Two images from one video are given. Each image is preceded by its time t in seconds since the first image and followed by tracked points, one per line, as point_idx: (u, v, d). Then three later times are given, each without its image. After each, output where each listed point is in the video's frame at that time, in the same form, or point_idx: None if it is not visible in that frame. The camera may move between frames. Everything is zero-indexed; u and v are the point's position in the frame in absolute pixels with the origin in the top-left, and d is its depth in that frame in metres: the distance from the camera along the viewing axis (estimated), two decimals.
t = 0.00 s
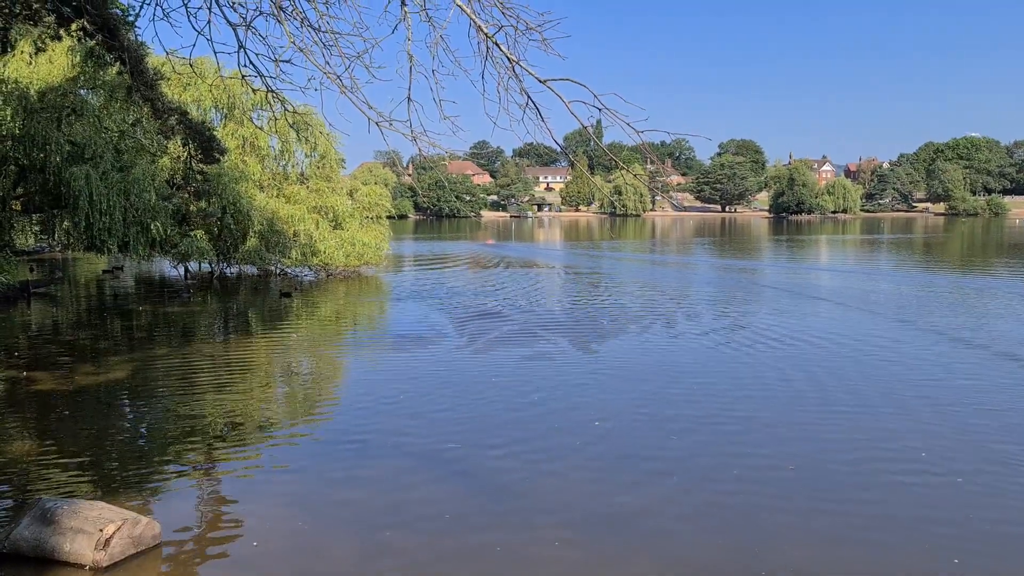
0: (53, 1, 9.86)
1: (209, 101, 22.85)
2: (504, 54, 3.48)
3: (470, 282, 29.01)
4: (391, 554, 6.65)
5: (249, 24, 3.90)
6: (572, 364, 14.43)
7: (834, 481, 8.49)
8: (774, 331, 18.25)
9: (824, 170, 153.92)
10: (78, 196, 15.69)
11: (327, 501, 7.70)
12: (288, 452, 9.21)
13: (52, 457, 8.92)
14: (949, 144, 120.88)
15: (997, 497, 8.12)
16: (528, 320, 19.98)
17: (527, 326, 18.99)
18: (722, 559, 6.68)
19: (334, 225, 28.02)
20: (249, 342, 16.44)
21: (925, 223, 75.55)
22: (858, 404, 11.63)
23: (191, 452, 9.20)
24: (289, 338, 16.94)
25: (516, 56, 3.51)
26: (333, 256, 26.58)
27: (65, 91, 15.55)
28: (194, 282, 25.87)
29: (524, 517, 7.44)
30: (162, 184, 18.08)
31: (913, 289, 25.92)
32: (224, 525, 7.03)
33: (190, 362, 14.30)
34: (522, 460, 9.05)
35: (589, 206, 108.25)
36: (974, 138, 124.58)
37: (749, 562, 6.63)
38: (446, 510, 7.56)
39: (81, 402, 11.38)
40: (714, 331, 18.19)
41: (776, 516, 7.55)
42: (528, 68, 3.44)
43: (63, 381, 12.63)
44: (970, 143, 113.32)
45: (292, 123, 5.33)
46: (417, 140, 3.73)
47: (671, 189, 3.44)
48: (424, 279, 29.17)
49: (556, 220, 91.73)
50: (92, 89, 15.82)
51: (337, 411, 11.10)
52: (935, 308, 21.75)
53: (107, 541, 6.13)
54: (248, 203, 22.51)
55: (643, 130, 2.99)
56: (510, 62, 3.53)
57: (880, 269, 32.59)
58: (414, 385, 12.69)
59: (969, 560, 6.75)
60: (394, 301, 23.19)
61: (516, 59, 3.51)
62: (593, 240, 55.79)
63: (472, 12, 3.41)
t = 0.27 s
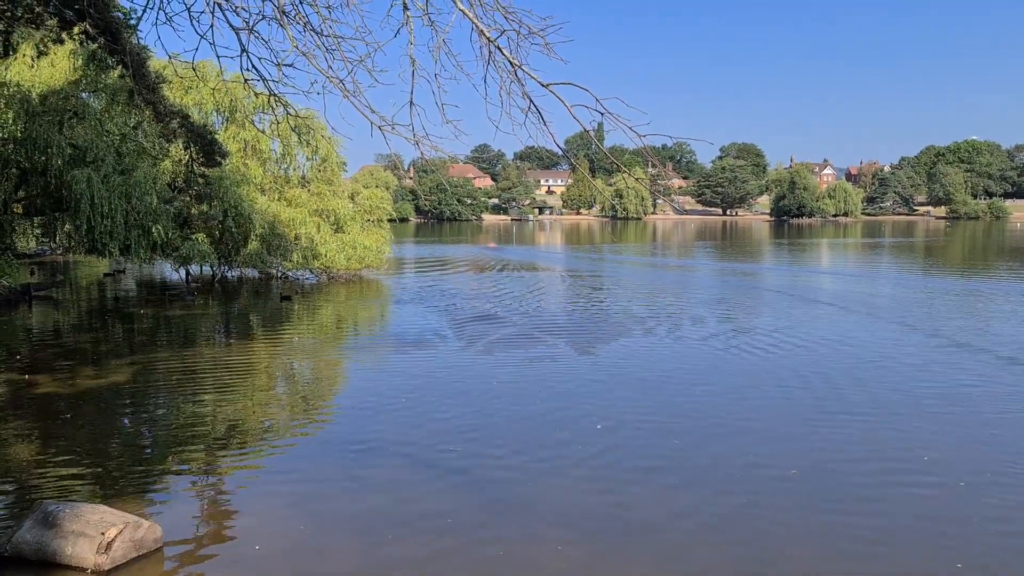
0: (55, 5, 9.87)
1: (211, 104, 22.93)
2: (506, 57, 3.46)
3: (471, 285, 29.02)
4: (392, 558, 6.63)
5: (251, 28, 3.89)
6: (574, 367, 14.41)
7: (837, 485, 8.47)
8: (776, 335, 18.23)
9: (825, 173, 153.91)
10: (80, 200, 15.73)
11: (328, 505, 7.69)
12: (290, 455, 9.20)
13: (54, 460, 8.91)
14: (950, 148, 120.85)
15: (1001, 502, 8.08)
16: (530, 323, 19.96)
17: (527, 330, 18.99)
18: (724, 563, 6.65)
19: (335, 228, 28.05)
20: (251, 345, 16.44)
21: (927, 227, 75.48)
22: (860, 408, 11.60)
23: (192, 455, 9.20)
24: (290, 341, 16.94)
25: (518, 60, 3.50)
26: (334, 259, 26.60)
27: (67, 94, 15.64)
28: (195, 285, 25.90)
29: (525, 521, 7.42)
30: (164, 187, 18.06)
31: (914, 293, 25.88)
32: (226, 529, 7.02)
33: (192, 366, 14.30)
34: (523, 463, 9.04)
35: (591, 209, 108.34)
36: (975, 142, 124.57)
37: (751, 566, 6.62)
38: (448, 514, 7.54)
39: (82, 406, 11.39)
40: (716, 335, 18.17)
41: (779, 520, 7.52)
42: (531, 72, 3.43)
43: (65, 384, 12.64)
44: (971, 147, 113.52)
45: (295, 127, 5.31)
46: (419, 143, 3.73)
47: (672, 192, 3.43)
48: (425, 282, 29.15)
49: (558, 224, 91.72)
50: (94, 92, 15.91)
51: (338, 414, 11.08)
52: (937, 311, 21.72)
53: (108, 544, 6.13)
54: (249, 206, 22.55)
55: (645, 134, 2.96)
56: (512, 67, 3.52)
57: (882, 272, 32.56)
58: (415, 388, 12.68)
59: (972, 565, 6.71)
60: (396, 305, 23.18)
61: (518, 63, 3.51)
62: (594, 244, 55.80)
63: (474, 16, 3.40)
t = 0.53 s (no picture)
0: (59, 6, 9.88)
1: (214, 105, 22.95)
2: (509, 58, 3.48)
3: (473, 287, 29.01)
4: (395, 558, 6.64)
5: (256, 29, 3.91)
6: (576, 369, 14.42)
7: (839, 487, 8.46)
8: (778, 336, 18.23)
9: (826, 175, 153.70)
10: (82, 201, 15.76)
11: (331, 506, 7.70)
12: (292, 456, 9.21)
13: (56, 461, 8.92)
14: (952, 150, 120.76)
15: (1005, 505, 8.06)
16: (531, 324, 19.97)
17: (529, 331, 18.98)
18: (727, 565, 6.64)
19: (337, 230, 28.09)
20: (252, 346, 16.47)
21: (928, 229, 75.40)
22: (863, 411, 11.57)
23: (195, 456, 9.21)
24: (292, 342, 16.97)
25: (521, 62, 3.52)
26: (336, 260, 26.62)
27: (70, 96, 15.72)
28: (197, 287, 25.93)
29: (528, 522, 7.43)
30: (166, 189, 18.09)
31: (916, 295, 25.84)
32: (229, 530, 7.03)
33: (194, 367, 14.32)
34: (526, 465, 9.03)
35: (592, 211, 108.32)
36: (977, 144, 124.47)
37: (754, 567, 6.63)
38: (451, 516, 7.55)
39: (84, 406, 11.40)
40: (718, 337, 18.17)
41: (782, 523, 7.51)
42: (534, 74, 3.45)
43: (67, 385, 12.65)
44: (973, 149, 113.49)
45: (299, 128, 5.33)
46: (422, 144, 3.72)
47: (674, 194, 3.45)
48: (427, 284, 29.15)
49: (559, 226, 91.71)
50: (96, 94, 16.00)
51: (340, 416, 11.09)
52: (939, 313, 21.72)
53: (112, 545, 6.14)
54: (252, 207, 22.57)
55: (647, 136, 2.98)
56: (515, 68, 3.53)
57: (884, 274, 32.57)
58: (417, 389, 12.69)
59: (977, 568, 6.69)
60: (398, 306, 23.19)
61: (522, 64, 3.51)
62: (595, 245, 55.78)
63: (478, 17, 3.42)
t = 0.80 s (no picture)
0: (62, 6, 9.89)
1: (216, 106, 22.96)
2: (512, 58, 3.49)
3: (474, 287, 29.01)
4: (397, 558, 6.63)
5: (259, 29, 3.92)
6: (578, 369, 14.41)
7: (842, 487, 8.45)
8: (780, 337, 18.22)
9: (828, 176, 153.63)
10: (84, 201, 15.77)
11: (333, 506, 7.70)
12: (294, 456, 9.21)
13: (59, 461, 8.93)
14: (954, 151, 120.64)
15: (1008, 505, 8.04)
16: (533, 325, 19.96)
17: (530, 331, 18.98)
18: (731, 565, 6.63)
19: (339, 230, 28.11)
20: (254, 346, 16.47)
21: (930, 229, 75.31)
22: (866, 412, 11.55)
23: (197, 456, 9.21)
24: (294, 343, 16.98)
25: (524, 62, 3.53)
26: (338, 261, 26.64)
27: (72, 95, 15.74)
28: (199, 287, 25.94)
29: (530, 521, 7.43)
30: (168, 189, 18.12)
31: (919, 295, 25.80)
32: (232, 530, 7.03)
33: (196, 367, 14.33)
34: (529, 465, 9.01)
35: (593, 212, 108.30)
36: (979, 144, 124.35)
37: (757, 567, 6.62)
38: (453, 516, 7.54)
39: (86, 406, 11.41)
40: (720, 337, 18.16)
41: (786, 523, 7.50)
42: (538, 74, 3.46)
43: (69, 385, 12.66)
44: (975, 150, 113.40)
45: (302, 129, 5.34)
46: (425, 144, 3.71)
47: (677, 195, 3.45)
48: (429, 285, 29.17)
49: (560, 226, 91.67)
50: (99, 94, 16.01)
51: (342, 416, 11.09)
52: (941, 314, 21.69)
53: (115, 544, 6.14)
54: (253, 207, 22.59)
55: (650, 136, 2.99)
56: (519, 68, 3.54)
57: (886, 275, 32.56)
58: (419, 390, 12.69)
59: (981, 568, 6.68)
60: (399, 307, 23.20)
61: (525, 64, 3.52)
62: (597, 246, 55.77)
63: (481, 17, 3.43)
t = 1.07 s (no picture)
0: (64, 6, 9.88)
1: (217, 105, 22.94)
2: (513, 57, 3.48)
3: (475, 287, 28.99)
4: (398, 558, 6.63)
5: (261, 28, 3.90)
6: (579, 369, 14.41)
7: (843, 488, 8.44)
8: (781, 337, 18.20)
9: (830, 176, 153.56)
10: (86, 200, 15.77)
11: (334, 505, 7.69)
12: (295, 456, 9.20)
13: (60, 460, 8.92)
14: (956, 151, 120.52)
15: (1010, 506, 8.03)
16: (534, 325, 19.95)
17: (531, 331, 18.97)
18: (733, 565, 6.63)
19: (340, 230, 28.11)
20: (255, 346, 16.47)
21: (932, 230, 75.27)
22: (868, 412, 11.54)
23: (198, 456, 9.20)
24: (295, 342, 16.97)
25: (527, 61, 3.52)
26: (339, 260, 26.64)
27: (74, 94, 15.74)
28: (200, 286, 25.95)
29: (531, 521, 7.42)
30: (170, 188, 18.13)
31: (920, 296, 25.78)
32: (233, 529, 7.03)
33: (198, 366, 14.33)
34: (530, 465, 9.02)
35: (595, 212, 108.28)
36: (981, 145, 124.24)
37: (759, 567, 6.61)
38: (454, 515, 7.54)
39: (87, 405, 11.41)
40: (721, 338, 18.14)
41: (788, 523, 7.49)
42: (540, 73, 3.45)
43: (70, 383, 12.66)
44: (977, 151, 113.33)
45: (304, 129, 5.33)
46: (426, 143, 3.70)
47: (677, 195, 3.44)
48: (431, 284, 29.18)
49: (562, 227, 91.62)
50: (101, 93, 16.00)
51: (343, 416, 11.08)
52: (943, 315, 21.67)
53: (116, 543, 6.14)
54: (255, 207, 22.59)
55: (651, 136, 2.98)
56: (521, 67, 3.53)
57: (887, 276, 32.54)
58: (420, 389, 12.68)
59: (983, 568, 6.68)
60: (401, 306, 23.21)
61: (527, 64, 3.51)
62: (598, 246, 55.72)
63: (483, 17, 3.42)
